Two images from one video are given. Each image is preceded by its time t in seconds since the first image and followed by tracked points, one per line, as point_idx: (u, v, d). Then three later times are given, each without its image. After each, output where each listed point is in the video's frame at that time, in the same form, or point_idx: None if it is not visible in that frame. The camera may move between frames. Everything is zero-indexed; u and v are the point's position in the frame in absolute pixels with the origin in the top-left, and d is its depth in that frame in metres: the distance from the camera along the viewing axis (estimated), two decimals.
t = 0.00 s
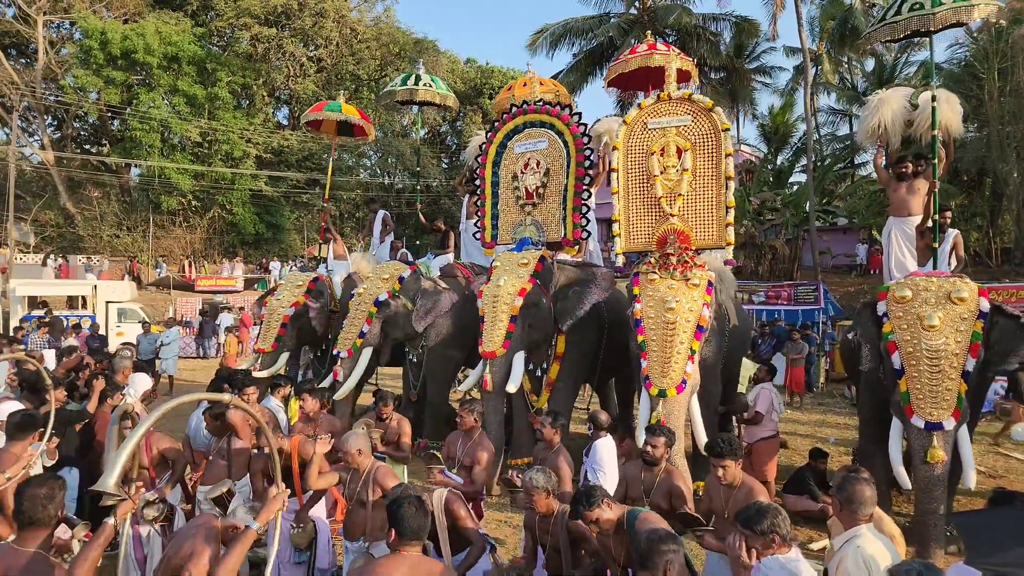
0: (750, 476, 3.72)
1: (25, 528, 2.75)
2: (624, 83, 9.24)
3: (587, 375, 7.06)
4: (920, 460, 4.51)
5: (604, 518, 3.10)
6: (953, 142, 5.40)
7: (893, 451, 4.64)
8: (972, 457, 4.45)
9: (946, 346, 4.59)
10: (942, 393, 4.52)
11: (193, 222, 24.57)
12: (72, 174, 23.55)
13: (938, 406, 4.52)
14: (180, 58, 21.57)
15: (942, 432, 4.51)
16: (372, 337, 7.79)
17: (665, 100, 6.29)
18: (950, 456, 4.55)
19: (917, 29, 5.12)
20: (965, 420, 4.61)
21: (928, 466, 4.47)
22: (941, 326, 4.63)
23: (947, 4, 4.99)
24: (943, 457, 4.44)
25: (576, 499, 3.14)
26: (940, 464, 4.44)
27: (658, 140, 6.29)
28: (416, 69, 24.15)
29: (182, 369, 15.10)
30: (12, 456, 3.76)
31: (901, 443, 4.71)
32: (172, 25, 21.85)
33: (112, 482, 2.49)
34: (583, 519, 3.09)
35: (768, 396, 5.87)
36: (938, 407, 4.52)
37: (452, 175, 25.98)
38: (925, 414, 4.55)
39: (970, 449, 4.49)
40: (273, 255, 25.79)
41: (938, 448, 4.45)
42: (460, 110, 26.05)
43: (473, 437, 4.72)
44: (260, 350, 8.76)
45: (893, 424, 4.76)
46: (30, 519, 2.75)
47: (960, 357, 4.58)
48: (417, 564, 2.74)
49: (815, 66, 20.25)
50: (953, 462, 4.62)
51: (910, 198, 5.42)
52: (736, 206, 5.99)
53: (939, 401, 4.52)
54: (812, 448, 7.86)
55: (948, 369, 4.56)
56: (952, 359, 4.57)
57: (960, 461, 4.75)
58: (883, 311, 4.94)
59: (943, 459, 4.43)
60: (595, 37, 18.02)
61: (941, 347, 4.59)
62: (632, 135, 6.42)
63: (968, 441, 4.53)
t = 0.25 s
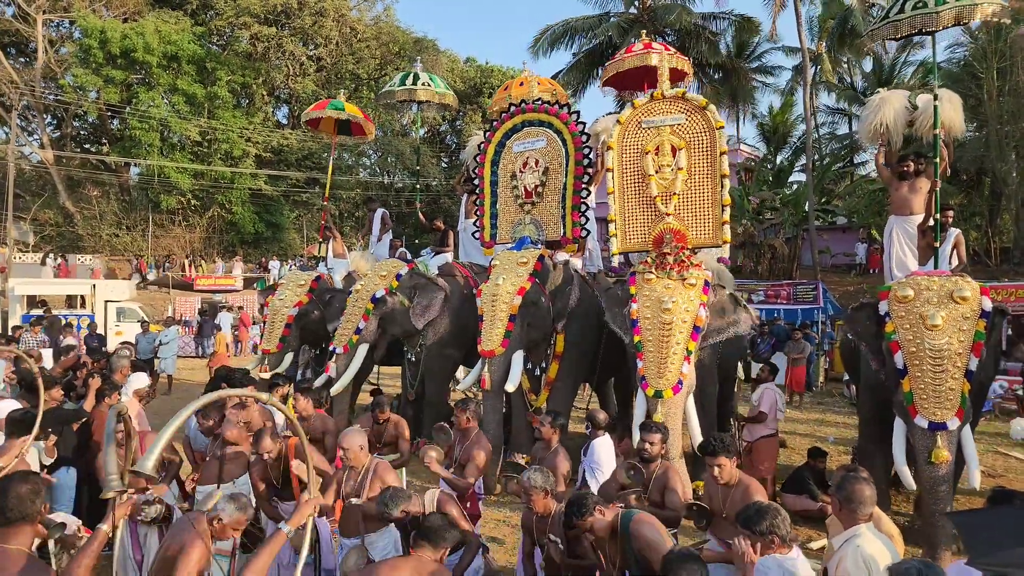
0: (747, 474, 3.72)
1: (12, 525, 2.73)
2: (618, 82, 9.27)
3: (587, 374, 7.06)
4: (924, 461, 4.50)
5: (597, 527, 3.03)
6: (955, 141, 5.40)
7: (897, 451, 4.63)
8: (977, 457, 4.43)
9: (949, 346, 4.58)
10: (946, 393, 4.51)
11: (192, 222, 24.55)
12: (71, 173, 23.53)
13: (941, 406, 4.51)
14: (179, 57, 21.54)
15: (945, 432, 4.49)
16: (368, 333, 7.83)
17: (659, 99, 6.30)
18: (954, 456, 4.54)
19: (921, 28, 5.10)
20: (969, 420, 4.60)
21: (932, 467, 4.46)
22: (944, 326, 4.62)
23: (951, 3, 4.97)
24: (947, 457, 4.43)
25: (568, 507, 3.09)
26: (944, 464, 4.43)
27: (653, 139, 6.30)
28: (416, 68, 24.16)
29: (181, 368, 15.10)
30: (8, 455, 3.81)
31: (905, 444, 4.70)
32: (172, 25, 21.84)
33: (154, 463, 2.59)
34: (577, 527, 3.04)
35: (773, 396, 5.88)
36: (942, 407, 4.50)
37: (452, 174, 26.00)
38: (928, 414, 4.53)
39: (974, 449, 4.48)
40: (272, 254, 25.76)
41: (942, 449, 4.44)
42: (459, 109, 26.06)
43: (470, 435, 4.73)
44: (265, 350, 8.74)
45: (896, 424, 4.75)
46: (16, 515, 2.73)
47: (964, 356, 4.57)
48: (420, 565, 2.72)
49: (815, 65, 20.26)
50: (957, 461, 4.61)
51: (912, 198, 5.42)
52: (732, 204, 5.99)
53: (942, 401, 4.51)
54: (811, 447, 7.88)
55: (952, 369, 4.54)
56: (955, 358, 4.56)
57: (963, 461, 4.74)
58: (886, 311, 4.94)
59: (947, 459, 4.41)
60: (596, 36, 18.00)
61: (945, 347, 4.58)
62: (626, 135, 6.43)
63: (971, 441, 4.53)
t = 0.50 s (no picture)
0: (743, 474, 3.72)
1: None
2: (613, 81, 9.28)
3: (586, 374, 7.05)
4: (925, 461, 4.50)
5: (595, 529, 3.04)
6: (955, 140, 5.41)
7: (897, 450, 4.62)
8: (977, 457, 4.43)
9: (949, 346, 4.58)
10: (946, 393, 4.51)
11: (191, 222, 24.51)
12: (70, 174, 23.52)
13: (942, 405, 4.51)
14: (178, 57, 21.51)
15: (945, 431, 4.49)
16: (368, 333, 7.84)
17: (653, 97, 6.31)
18: (954, 455, 4.54)
19: (923, 26, 5.09)
20: (968, 419, 4.61)
21: (932, 466, 4.46)
22: (944, 325, 4.63)
23: (954, 1, 4.96)
24: (948, 457, 4.42)
25: (565, 508, 3.09)
26: (945, 464, 4.43)
27: (648, 137, 6.31)
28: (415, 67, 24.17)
29: (179, 369, 15.09)
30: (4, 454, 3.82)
31: (905, 443, 4.70)
32: (171, 25, 21.83)
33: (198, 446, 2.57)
34: (573, 528, 3.03)
35: (773, 392, 5.88)
36: (942, 406, 4.51)
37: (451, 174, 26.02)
38: (929, 413, 4.53)
39: (975, 448, 4.48)
40: (274, 252, 25.50)
41: (943, 448, 4.44)
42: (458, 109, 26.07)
43: (464, 433, 4.71)
44: (270, 352, 8.71)
45: (896, 424, 4.74)
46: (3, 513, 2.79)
47: (964, 356, 4.58)
48: (414, 563, 2.70)
49: (814, 65, 20.27)
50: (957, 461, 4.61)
51: (912, 197, 5.41)
52: (728, 202, 5.98)
53: (943, 401, 4.51)
54: (809, 446, 7.88)
55: (952, 369, 4.55)
56: (955, 357, 4.57)
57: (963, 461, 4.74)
58: (885, 310, 4.94)
59: (947, 459, 4.41)
60: (595, 35, 18.00)
61: (945, 347, 4.59)
62: (620, 134, 6.44)
63: (971, 440, 4.53)
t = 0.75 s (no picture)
0: (740, 474, 3.71)
1: None
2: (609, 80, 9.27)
3: (584, 373, 7.03)
4: (924, 460, 4.51)
5: (594, 528, 3.02)
6: (954, 140, 5.41)
7: (896, 449, 4.64)
8: (976, 455, 4.44)
9: (948, 345, 4.58)
10: (946, 392, 4.51)
11: (189, 221, 24.49)
12: (69, 173, 23.50)
13: (941, 405, 4.52)
14: (177, 56, 21.47)
15: (945, 430, 4.50)
16: (370, 335, 7.88)
17: (649, 96, 6.30)
18: (954, 454, 4.55)
19: (926, 25, 5.07)
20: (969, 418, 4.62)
21: (931, 466, 4.48)
22: (943, 325, 4.62)
23: None
24: (947, 456, 4.44)
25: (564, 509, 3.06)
26: (944, 463, 4.45)
27: (644, 136, 6.29)
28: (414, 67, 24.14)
29: (177, 368, 15.08)
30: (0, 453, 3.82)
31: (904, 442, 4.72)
32: (169, 24, 21.80)
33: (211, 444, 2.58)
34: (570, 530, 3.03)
35: (774, 391, 5.83)
36: (942, 406, 4.51)
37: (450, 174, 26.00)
38: (927, 413, 4.54)
39: (974, 447, 4.49)
40: (270, 253, 26.03)
41: (941, 447, 4.45)
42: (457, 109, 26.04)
43: (454, 432, 4.70)
44: (273, 353, 8.70)
45: (895, 424, 4.75)
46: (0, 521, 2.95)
47: (963, 355, 4.57)
48: (399, 564, 2.73)
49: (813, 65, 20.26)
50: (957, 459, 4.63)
51: (912, 196, 5.35)
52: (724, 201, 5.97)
53: (942, 400, 4.52)
54: (807, 446, 7.87)
55: (951, 368, 4.55)
56: (954, 357, 4.56)
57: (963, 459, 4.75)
58: (884, 310, 4.94)
59: (946, 458, 4.44)
60: (595, 35, 17.98)
61: (944, 346, 4.59)
62: (616, 132, 6.43)
63: (970, 439, 4.54)
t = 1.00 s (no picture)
0: (738, 474, 3.71)
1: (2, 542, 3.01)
2: (605, 79, 9.26)
3: (583, 372, 7.03)
4: (921, 459, 4.49)
5: (594, 527, 3.00)
6: (954, 138, 5.40)
7: (894, 448, 4.63)
8: (973, 454, 4.42)
9: (945, 343, 4.58)
10: (943, 390, 4.51)
11: (188, 221, 24.49)
12: (68, 173, 23.48)
13: (938, 403, 4.51)
14: (176, 56, 21.46)
15: (942, 428, 4.48)
16: (372, 336, 7.83)
17: (647, 95, 6.29)
18: (951, 453, 4.53)
19: (927, 22, 5.06)
20: (966, 418, 4.59)
21: (928, 464, 4.46)
22: (941, 323, 4.62)
23: None
24: (943, 454, 4.43)
25: (565, 509, 3.05)
26: (941, 461, 4.43)
27: (642, 135, 6.28)
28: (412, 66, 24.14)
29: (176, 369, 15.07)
30: None
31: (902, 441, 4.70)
32: (168, 23, 21.79)
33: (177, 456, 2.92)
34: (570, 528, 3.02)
35: (771, 392, 5.83)
36: (939, 404, 4.50)
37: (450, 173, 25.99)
38: (924, 411, 4.53)
39: (971, 445, 4.46)
40: (270, 253, 26.09)
41: (938, 446, 4.44)
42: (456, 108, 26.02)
43: (446, 433, 4.69)
44: (274, 353, 8.68)
45: (892, 422, 4.74)
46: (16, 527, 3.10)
47: (960, 354, 4.55)
48: (383, 564, 2.68)
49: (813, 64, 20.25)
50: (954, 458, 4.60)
51: (911, 195, 5.37)
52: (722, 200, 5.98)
53: (939, 399, 4.51)
54: (807, 445, 7.86)
55: (948, 366, 4.54)
56: (952, 355, 4.55)
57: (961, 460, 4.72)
58: (881, 308, 4.95)
59: (943, 456, 4.42)
60: (594, 34, 17.98)
61: (941, 344, 4.58)
62: (614, 131, 6.42)
63: (967, 439, 4.51)
